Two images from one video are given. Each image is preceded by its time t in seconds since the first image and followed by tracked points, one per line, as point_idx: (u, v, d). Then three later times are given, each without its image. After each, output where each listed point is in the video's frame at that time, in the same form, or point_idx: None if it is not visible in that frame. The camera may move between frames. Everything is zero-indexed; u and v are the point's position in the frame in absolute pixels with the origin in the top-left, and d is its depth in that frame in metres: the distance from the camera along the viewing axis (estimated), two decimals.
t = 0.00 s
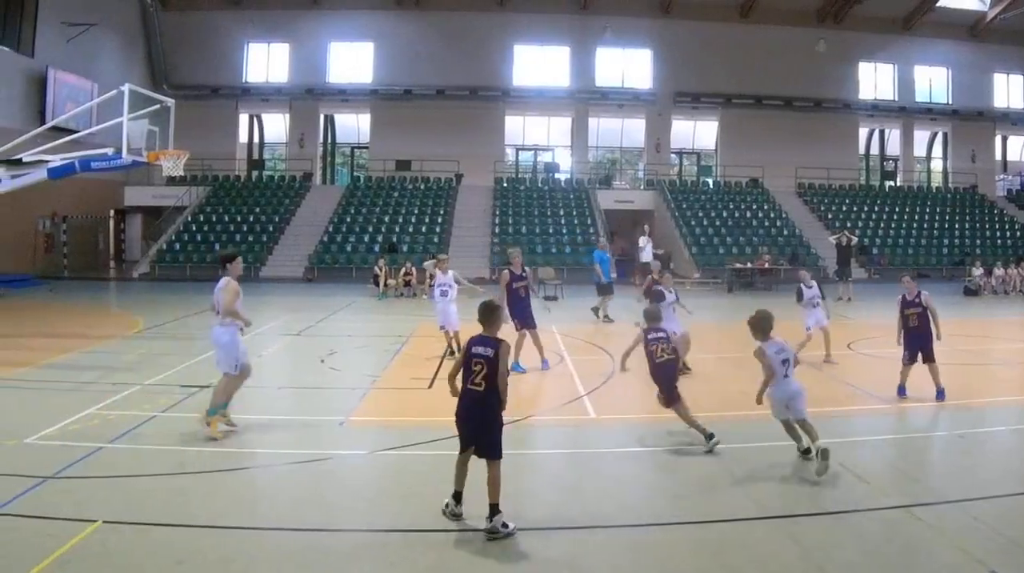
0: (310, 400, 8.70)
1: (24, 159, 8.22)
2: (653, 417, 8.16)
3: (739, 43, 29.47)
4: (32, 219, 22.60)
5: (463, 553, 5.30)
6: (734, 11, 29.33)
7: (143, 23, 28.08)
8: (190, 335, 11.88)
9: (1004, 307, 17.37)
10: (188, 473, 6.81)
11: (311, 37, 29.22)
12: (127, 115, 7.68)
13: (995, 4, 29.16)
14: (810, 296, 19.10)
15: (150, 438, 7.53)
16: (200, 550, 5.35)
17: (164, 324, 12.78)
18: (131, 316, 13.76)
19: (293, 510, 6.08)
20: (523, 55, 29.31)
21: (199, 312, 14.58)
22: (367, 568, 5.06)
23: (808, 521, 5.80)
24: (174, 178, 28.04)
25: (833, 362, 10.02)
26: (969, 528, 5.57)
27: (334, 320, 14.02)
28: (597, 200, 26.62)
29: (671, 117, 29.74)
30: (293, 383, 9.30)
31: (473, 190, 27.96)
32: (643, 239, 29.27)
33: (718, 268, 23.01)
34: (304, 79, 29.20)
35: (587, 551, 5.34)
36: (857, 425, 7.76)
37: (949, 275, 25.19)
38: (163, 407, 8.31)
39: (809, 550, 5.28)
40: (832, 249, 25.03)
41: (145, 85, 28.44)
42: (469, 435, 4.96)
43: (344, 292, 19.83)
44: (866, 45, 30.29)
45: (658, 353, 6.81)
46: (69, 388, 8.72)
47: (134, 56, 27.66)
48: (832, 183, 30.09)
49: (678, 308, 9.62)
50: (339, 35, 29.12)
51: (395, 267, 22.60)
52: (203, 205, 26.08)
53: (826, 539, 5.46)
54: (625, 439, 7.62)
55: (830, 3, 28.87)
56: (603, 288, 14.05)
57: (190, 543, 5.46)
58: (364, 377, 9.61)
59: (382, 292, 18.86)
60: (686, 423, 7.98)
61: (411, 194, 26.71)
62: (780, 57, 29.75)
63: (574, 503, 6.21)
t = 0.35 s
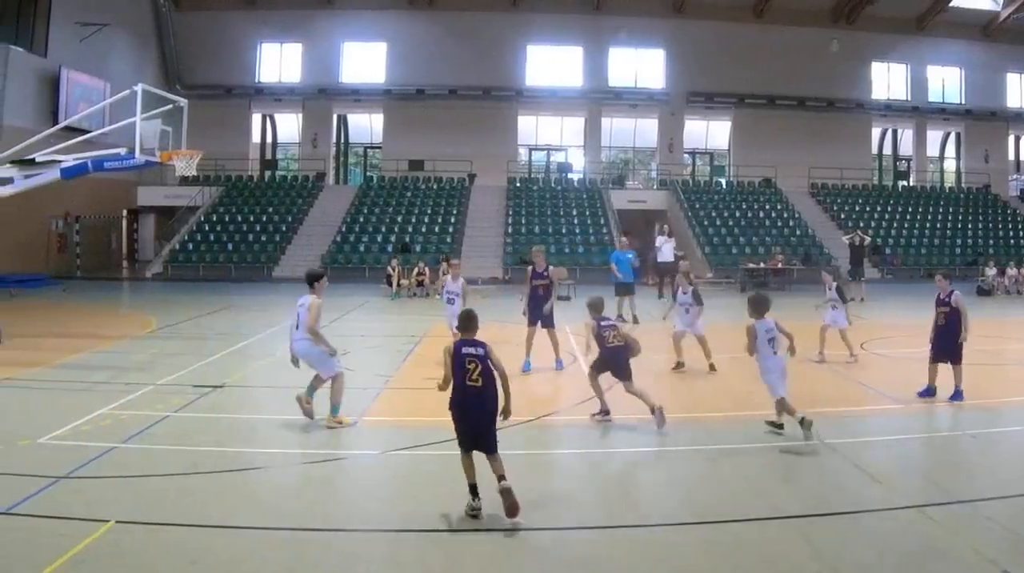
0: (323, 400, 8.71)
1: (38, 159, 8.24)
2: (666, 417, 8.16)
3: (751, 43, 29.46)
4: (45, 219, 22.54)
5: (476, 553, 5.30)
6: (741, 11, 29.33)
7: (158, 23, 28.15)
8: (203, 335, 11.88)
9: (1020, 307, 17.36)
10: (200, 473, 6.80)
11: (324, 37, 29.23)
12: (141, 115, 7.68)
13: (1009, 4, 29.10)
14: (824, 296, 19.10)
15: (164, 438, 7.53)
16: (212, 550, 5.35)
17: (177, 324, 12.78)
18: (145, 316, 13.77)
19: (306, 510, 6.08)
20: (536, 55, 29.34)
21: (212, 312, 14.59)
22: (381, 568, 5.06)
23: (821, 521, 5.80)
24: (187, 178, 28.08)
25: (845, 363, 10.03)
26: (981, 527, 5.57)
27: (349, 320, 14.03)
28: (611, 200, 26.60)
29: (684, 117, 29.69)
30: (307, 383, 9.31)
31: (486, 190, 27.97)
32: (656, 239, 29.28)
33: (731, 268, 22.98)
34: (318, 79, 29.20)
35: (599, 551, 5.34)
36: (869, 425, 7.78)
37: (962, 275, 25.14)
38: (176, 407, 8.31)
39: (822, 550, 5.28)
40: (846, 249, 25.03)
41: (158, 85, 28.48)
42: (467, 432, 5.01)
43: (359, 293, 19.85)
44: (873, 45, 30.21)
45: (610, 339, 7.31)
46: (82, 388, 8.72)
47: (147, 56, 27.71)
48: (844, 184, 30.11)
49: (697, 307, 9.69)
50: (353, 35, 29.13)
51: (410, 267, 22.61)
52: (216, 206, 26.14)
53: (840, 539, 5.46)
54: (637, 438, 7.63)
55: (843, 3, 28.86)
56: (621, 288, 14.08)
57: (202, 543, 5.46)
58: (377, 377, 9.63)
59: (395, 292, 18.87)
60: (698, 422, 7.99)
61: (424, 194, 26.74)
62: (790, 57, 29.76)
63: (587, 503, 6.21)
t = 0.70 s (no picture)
0: (335, 400, 8.71)
1: (52, 159, 8.25)
2: (678, 417, 8.16)
3: (763, 43, 29.44)
4: (59, 219, 22.51)
5: (489, 554, 5.31)
6: (749, 11, 29.32)
7: (172, 23, 28.22)
8: (215, 335, 11.88)
9: None
10: (212, 473, 6.80)
11: (337, 37, 29.22)
12: (154, 115, 7.68)
13: None
14: (835, 296, 19.11)
15: (176, 438, 7.53)
16: (224, 550, 5.35)
17: (190, 324, 12.79)
18: (158, 316, 13.79)
19: (318, 510, 6.07)
20: (548, 55, 29.31)
21: (225, 312, 14.60)
22: (396, 568, 5.06)
23: (832, 520, 5.80)
24: (200, 178, 28.13)
25: (858, 363, 10.02)
26: (995, 527, 5.57)
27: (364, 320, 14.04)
28: (623, 200, 26.55)
29: (696, 117, 29.65)
30: (319, 383, 9.30)
31: (499, 190, 27.93)
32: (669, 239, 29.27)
33: (744, 268, 22.91)
34: (330, 79, 29.20)
35: (612, 551, 5.33)
36: (883, 425, 7.77)
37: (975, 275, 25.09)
38: (188, 407, 8.31)
39: (835, 551, 5.28)
40: (859, 249, 25.00)
41: (171, 85, 28.55)
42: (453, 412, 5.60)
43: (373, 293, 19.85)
44: (880, 46, 30.16)
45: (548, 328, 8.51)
46: (94, 388, 8.72)
47: (160, 56, 27.73)
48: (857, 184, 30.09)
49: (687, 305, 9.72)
50: (366, 35, 29.14)
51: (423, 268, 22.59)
52: (229, 206, 26.17)
53: (854, 539, 5.45)
54: (650, 438, 7.62)
55: (857, 3, 28.85)
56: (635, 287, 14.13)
57: (214, 543, 5.45)
58: (389, 377, 9.63)
59: (408, 292, 18.85)
60: (710, 422, 7.97)
61: (437, 195, 26.72)
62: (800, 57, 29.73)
63: (598, 503, 6.20)
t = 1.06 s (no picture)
0: (349, 399, 8.71)
1: (67, 159, 8.25)
2: (688, 416, 8.15)
3: (776, 43, 29.38)
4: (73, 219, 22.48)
5: (504, 553, 5.30)
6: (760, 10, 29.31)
7: (187, 22, 28.26)
8: (229, 335, 11.87)
9: None
10: (226, 473, 6.79)
11: (352, 37, 29.21)
12: (167, 115, 7.68)
13: None
14: (849, 296, 19.13)
15: (189, 438, 7.52)
16: (238, 550, 5.34)
17: (204, 325, 12.78)
18: (173, 316, 13.78)
19: (334, 510, 6.07)
20: (562, 55, 29.30)
21: (240, 312, 14.61)
22: (412, 568, 5.06)
23: (847, 521, 5.79)
24: (215, 178, 28.19)
25: (875, 363, 10.00)
26: (1010, 528, 5.56)
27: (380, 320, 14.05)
28: (638, 200, 26.53)
29: (711, 117, 29.60)
30: (333, 383, 9.31)
31: (513, 190, 27.91)
32: (683, 239, 29.29)
33: (758, 268, 23.04)
34: (344, 79, 29.18)
35: (627, 551, 5.33)
36: (897, 425, 7.76)
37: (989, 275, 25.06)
38: (202, 407, 8.31)
39: (849, 551, 5.28)
40: (874, 249, 24.99)
41: (185, 86, 28.60)
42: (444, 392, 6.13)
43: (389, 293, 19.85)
44: (890, 46, 30.08)
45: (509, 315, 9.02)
46: (108, 388, 8.72)
47: (174, 56, 27.73)
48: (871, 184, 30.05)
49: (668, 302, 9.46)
50: (380, 35, 29.12)
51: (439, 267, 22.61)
52: (244, 205, 26.19)
53: (868, 539, 5.45)
54: (666, 438, 7.62)
55: (871, 3, 28.80)
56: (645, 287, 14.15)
57: (228, 543, 5.45)
58: (403, 377, 9.63)
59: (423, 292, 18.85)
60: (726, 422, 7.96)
61: (451, 194, 26.71)
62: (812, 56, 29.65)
63: (612, 503, 6.20)
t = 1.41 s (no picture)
0: (363, 399, 8.70)
1: (80, 159, 8.27)
2: (701, 416, 8.14)
3: (787, 43, 29.34)
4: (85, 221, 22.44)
5: (518, 553, 5.30)
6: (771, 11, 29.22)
7: (200, 22, 28.30)
8: (241, 335, 11.87)
9: None
10: (238, 473, 6.79)
11: (365, 37, 29.16)
12: (181, 115, 7.67)
13: None
14: (863, 296, 19.11)
15: (202, 438, 7.52)
16: (252, 549, 5.35)
17: (218, 325, 12.79)
18: (186, 317, 13.78)
19: (348, 510, 6.07)
20: (575, 55, 29.27)
21: (253, 312, 14.62)
22: (427, 568, 5.06)
23: (860, 520, 5.79)
24: (228, 179, 28.24)
25: (891, 364, 9.98)
26: None
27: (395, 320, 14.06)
28: (651, 200, 26.49)
29: (723, 117, 29.54)
30: (345, 383, 9.31)
31: (526, 190, 27.88)
32: (695, 239, 29.25)
33: (770, 268, 23.08)
34: (357, 79, 29.15)
35: (640, 551, 5.34)
36: (912, 424, 7.76)
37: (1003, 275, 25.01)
38: (215, 407, 8.31)
39: (863, 551, 5.28)
40: (887, 249, 24.99)
41: (199, 86, 28.66)
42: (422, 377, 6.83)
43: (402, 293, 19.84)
44: (901, 46, 30.02)
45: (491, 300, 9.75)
46: (121, 388, 8.73)
47: (187, 56, 27.73)
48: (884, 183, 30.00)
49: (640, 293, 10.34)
50: (393, 35, 29.10)
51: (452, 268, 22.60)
52: (257, 206, 26.22)
53: (881, 539, 5.45)
54: (680, 438, 7.61)
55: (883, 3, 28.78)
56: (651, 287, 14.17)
57: (241, 543, 5.45)
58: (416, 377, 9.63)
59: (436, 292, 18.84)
60: (741, 421, 7.95)
61: (465, 194, 26.70)
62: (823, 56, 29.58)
63: (624, 503, 6.20)
